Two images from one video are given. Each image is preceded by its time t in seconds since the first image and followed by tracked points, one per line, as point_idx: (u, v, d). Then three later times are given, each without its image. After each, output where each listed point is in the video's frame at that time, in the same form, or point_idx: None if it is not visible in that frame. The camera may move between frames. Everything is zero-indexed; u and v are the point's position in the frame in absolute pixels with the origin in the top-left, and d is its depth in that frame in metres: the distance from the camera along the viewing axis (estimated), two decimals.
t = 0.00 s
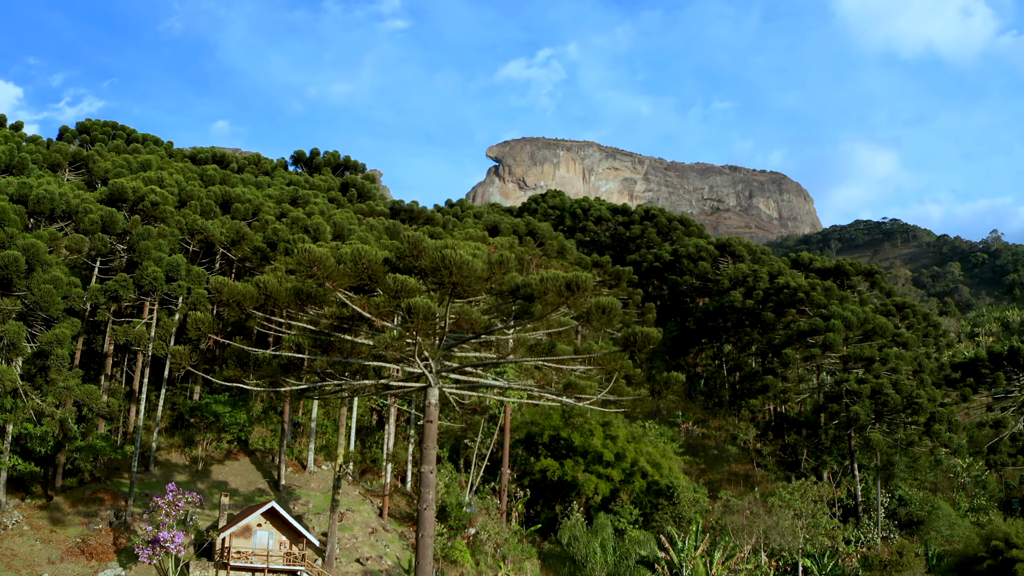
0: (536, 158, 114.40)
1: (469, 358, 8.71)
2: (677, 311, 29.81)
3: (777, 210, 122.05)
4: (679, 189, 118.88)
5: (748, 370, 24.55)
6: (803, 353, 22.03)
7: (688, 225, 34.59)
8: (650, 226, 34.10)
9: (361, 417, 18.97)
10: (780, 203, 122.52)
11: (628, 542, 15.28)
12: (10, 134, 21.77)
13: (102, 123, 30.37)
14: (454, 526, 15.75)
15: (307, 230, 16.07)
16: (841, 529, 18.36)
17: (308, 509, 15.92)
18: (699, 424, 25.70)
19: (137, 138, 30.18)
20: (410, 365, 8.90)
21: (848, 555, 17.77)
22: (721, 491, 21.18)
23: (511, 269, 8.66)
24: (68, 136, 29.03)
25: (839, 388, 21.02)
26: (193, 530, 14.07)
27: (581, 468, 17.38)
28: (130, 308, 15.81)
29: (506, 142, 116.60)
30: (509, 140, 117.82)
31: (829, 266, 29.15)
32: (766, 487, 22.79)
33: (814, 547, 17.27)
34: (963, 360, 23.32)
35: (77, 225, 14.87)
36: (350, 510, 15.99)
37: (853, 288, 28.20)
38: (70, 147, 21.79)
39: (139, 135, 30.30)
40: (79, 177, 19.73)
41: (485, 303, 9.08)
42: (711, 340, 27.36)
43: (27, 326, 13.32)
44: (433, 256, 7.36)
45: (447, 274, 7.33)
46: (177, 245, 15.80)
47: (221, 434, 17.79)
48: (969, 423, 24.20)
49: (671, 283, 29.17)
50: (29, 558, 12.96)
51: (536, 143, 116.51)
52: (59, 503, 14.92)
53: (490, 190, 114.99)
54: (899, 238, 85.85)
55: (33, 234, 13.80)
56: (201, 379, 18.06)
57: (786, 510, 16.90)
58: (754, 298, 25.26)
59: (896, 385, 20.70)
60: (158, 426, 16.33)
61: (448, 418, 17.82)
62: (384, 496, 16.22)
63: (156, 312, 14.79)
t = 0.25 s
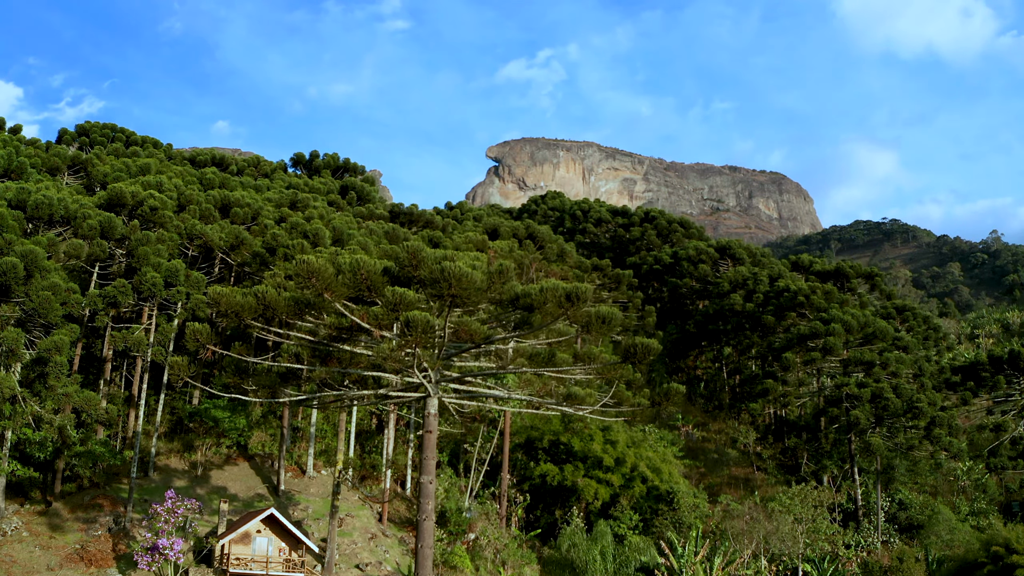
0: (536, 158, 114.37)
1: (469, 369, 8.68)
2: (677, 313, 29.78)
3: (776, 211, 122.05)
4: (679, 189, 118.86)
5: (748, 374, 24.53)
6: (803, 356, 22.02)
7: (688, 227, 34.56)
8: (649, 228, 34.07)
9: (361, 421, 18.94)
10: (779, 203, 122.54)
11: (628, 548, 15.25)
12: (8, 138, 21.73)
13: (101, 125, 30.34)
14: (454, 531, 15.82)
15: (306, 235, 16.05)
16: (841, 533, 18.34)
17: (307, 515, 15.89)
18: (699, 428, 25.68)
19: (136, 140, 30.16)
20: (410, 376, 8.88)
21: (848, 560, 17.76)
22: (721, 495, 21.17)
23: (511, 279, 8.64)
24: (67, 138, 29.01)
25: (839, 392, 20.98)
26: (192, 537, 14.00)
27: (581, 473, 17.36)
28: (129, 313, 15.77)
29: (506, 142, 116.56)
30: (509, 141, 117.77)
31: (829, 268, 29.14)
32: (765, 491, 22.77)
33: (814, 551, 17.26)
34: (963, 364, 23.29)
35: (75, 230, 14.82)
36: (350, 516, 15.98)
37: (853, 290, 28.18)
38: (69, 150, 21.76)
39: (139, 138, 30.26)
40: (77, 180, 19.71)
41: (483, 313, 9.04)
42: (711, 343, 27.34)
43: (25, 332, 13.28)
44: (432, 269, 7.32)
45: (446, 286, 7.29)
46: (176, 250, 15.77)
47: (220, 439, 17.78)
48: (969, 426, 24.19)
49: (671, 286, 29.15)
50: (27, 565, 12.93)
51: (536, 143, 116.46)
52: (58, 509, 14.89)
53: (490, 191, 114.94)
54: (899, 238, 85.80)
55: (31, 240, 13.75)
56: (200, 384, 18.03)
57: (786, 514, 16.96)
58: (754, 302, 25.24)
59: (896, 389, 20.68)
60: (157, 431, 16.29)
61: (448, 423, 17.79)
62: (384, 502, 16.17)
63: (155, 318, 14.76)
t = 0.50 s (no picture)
0: (536, 158, 114.28)
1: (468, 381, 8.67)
2: (677, 316, 29.76)
3: (776, 211, 122.04)
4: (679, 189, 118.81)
5: (748, 377, 24.50)
6: (803, 361, 21.98)
7: (688, 230, 34.52)
8: (649, 231, 34.03)
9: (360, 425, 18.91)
10: (779, 203, 122.53)
11: (628, 555, 15.22)
12: (7, 142, 21.69)
13: (100, 128, 30.31)
14: (453, 537, 15.89)
15: (305, 241, 16.00)
16: (841, 539, 18.31)
17: (306, 521, 15.86)
18: (699, 431, 25.65)
19: (136, 143, 30.12)
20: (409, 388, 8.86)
21: (849, 565, 17.74)
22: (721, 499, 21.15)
23: (510, 290, 8.60)
24: (66, 141, 28.98)
25: (839, 396, 20.94)
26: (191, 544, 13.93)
27: (581, 479, 17.33)
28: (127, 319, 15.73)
29: (506, 142, 116.48)
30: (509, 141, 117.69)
31: (830, 271, 29.10)
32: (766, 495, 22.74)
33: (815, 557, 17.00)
34: (963, 368, 23.26)
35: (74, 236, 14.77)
36: (349, 522, 15.96)
37: (853, 293, 28.14)
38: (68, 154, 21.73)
39: (138, 141, 30.23)
40: (76, 185, 19.68)
41: (482, 324, 9.00)
42: (711, 346, 27.31)
43: (24, 339, 13.25)
44: (432, 284, 7.27)
45: (445, 300, 7.24)
46: (175, 255, 15.72)
47: (219, 444, 17.75)
48: (970, 430, 24.15)
49: (671, 289, 29.11)
50: (26, 572, 12.88)
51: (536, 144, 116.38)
52: (57, 516, 14.85)
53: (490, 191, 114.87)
54: (899, 238, 85.73)
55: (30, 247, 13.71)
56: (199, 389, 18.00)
57: (786, 520, 16.97)
58: (754, 305, 25.20)
59: (896, 394, 20.65)
60: (156, 437, 16.24)
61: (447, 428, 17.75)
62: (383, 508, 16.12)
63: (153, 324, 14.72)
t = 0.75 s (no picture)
0: (536, 159, 114.17)
1: (468, 393, 8.68)
2: (677, 319, 29.72)
3: (776, 211, 122.06)
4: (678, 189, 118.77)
5: (748, 381, 24.48)
6: (804, 365, 21.95)
7: (688, 232, 34.48)
8: (649, 233, 34.01)
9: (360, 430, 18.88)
10: (779, 203, 122.55)
11: (628, 561, 15.18)
12: (6, 145, 21.64)
13: (100, 130, 30.27)
14: (453, 542, 15.81)
15: (304, 246, 15.97)
16: (842, 544, 18.29)
17: (306, 527, 15.82)
18: (699, 434, 25.62)
19: (135, 145, 30.07)
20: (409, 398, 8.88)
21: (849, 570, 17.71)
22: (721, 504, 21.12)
23: (509, 301, 8.57)
24: (65, 143, 28.95)
25: (840, 401, 20.93)
26: (190, 551, 13.87)
27: (581, 484, 17.31)
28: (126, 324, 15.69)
29: (506, 142, 116.36)
30: (509, 141, 117.56)
31: (830, 274, 29.07)
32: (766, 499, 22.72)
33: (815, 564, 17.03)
34: (963, 371, 23.23)
35: (73, 242, 14.73)
36: (349, 527, 15.94)
37: (854, 296, 28.11)
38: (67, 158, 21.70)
39: (137, 143, 30.18)
40: (75, 188, 19.67)
41: (482, 334, 8.99)
42: (711, 349, 27.28)
43: (23, 345, 13.21)
44: (432, 297, 7.24)
45: (445, 312, 7.19)
46: (174, 260, 15.68)
47: (219, 449, 17.71)
48: (970, 433, 24.13)
49: (672, 292, 29.08)
50: None
51: (536, 144, 116.29)
52: (56, 522, 14.81)
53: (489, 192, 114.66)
54: (899, 238, 85.69)
55: (29, 252, 13.67)
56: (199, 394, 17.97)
57: (786, 526, 16.96)
58: (754, 308, 25.16)
59: (897, 398, 20.63)
60: (155, 442, 16.20)
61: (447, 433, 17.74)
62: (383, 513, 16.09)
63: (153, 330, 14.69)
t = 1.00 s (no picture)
0: (536, 159, 114.05)
1: (468, 402, 8.66)
2: (677, 322, 29.69)
3: (776, 211, 122.07)
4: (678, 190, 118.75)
5: (748, 384, 24.45)
6: (804, 369, 21.93)
7: (688, 234, 34.45)
8: (649, 235, 33.98)
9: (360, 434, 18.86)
10: (779, 204, 122.56)
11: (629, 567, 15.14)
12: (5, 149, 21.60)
13: (99, 132, 30.23)
14: (453, 548, 15.73)
15: (304, 251, 15.93)
16: (842, 548, 18.27)
17: (305, 532, 15.80)
18: (699, 438, 25.59)
19: (134, 148, 30.03)
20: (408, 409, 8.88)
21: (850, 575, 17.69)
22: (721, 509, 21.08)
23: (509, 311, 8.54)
24: (65, 146, 28.91)
25: (840, 405, 20.92)
26: (190, 558, 13.80)
27: (581, 489, 17.29)
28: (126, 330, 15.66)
29: (506, 143, 116.27)
30: (509, 142, 117.47)
31: (830, 277, 29.05)
32: (766, 503, 22.70)
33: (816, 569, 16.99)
34: (964, 374, 23.20)
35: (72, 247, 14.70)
36: (349, 533, 15.96)
37: (854, 299, 28.09)
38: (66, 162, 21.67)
39: (136, 146, 30.14)
40: (74, 192, 19.64)
41: (481, 345, 8.96)
42: (711, 352, 27.25)
43: (22, 352, 13.17)
44: (432, 310, 7.22)
45: (445, 326, 7.17)
46: (174, 266, 15.65)
47: (218, 455, 17.68)
48: (970, 436, 24.10)
49: (672, 295, 29.05)
50: None
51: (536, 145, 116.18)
52: (55, 528, 14.77)
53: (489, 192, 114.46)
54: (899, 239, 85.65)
55: (28, 258, 13.63)
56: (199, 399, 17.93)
57: (787, 531, 16.93)
58: (755, 312, 25.12)
59: (897, 402, 20.61)
60: (154, 448, 16.16)
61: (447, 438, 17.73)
62: (383, 518, 16.08)
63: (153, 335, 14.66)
